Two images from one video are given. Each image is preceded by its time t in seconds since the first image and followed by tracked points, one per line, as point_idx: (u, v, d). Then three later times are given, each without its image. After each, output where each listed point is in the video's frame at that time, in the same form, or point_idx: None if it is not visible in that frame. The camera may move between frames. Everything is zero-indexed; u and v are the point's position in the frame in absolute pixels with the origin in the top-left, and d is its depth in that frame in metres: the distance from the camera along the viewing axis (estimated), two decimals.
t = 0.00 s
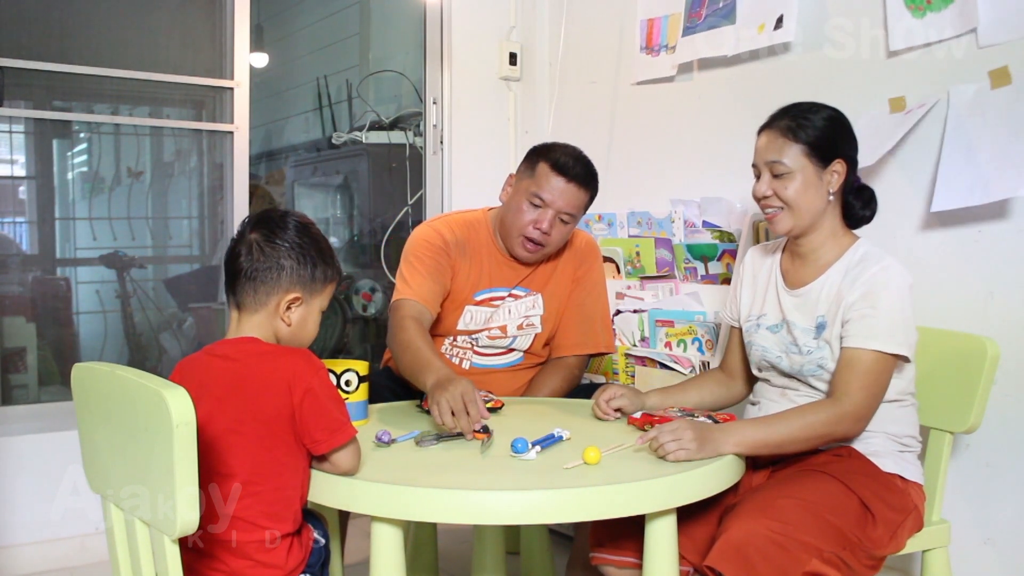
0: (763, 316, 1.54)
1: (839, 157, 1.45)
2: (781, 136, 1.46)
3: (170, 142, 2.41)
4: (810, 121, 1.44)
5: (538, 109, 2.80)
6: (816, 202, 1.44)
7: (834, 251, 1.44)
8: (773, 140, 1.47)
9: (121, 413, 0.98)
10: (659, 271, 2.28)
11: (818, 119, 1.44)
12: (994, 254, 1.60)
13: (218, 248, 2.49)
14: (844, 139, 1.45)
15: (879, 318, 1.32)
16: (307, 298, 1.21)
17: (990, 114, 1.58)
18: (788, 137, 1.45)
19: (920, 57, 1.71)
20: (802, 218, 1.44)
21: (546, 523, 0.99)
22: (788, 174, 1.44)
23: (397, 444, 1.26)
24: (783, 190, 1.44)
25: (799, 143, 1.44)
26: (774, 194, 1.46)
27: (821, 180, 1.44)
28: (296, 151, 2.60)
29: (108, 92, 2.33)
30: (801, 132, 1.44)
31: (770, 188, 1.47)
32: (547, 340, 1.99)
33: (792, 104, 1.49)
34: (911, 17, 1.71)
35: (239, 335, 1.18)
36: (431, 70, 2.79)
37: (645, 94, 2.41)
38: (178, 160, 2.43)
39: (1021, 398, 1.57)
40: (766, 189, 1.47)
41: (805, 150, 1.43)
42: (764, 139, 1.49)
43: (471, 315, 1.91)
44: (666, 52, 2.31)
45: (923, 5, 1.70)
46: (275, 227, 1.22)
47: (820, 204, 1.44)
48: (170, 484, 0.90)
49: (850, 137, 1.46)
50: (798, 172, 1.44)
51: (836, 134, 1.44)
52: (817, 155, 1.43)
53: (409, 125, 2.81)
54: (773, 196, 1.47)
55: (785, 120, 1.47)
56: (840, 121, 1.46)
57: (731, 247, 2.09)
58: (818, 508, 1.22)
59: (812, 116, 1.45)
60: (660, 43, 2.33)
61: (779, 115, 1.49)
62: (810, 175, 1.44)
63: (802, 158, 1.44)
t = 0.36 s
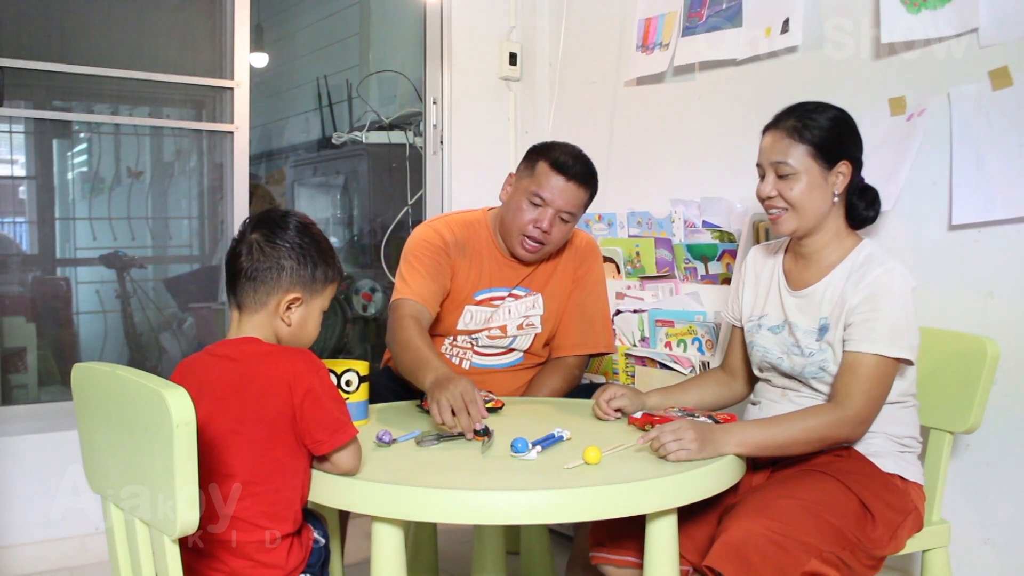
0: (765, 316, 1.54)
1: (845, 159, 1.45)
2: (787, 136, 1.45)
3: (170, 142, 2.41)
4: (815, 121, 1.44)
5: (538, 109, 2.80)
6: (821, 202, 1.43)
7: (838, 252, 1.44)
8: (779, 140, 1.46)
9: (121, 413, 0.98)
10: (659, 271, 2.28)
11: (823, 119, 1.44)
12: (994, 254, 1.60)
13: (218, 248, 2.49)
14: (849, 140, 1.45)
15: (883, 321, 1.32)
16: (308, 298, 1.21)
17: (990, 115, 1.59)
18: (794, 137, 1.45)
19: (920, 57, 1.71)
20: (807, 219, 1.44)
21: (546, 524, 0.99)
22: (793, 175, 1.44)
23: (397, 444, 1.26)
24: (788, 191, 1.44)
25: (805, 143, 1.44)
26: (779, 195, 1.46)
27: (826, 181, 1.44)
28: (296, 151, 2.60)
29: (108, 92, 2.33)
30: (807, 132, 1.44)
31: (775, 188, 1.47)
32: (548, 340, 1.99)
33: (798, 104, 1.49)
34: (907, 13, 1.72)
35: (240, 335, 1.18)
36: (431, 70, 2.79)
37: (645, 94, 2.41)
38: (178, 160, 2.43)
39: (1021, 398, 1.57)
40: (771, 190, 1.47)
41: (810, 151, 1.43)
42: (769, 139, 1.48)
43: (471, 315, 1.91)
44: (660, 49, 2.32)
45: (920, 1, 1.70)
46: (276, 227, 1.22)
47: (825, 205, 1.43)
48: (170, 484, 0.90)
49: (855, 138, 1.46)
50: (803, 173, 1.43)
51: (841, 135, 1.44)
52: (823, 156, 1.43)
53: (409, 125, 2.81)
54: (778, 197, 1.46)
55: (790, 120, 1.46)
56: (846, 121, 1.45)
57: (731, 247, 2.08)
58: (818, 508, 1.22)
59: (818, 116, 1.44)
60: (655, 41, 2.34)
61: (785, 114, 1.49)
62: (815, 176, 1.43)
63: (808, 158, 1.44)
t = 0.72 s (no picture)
0: (766, 316, 1.54)
1: (848, 158, 1.44)
2: (790, 136, 1.45)
3: (170, 142, 2.41)
4: (818, 121, 1.44)
5: (538, 109, 2.80)
6: (823, 202, 1.43)
7: (840, 251, 1.44)
8: (782, 139, 1.46)
9: (121, 413, 0.98)
10: (659, 271, 2.28)
11: (827, 119, 1.44)
12: (994, 254, 1.60)
13: (218, 248, 2.49)
14: (852, 140, 1.44)
15: (885, 322, 1.32)
16: (303, 297, 1.21)
17: (991, 115, 1.58)
18: (797, 136, 1.44)
19: (920, 58, 1.71)
20: (809, 219, 1.43)
21: (546, 524, 0.99)
22: (796, 174, 1.44)
23: (397, 444, 1.26)
24: (791, 190, 1.44)
25: (808, 143, 1.43)
26: (782, 195, 1.46)
27: (829, 181, 1.44)
28: (296, 151, 2.60)
29: (108, 92, 2.32)
30: (810, 131, 1.43)
31: (778, 187, 1.47)
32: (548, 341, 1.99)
33: (801, 104, 1.49)
34: (915, 18, 1.71)
35: (235, 335, 1.19)
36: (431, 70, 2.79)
37: (645, 94, 2.41)
38: (178, 160, 2.43)
39: (1021, 398, 1.57)
40: (774, 190, 1.47)
41: (813, 150, 1.43)
42: (772, 138, 1.48)
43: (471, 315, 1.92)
44: (664, 51, 2.32)
45: (927, 6, 1.69)
46: (271, 226, 1.22)
47: (827, 205, 1.43)
48: (170, 484, 0.90)
49: (859, 137, 1.46)
50: (806, 173, 1.43)
51: (844, 134, 1.43)
52: (826, 155, 1.43)
53: (409, 125, 2.81)
54: (780, 196, 1.46)
55: (794, 118, 1.46)
56: (849, 121, 1.45)
57: (731, 247, 2.08)
58: (819, 508, 1.22)
59: (820, 116, 1.44)
60: (659, 42, 2.34)
61: (788, 113, 1.48)
62: (818, 176, 1.43)
63: (811, 158, 1.43)
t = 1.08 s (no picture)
0: (766, 316, 1.54)
1: (847, 158, 1.44)
2: (790, 135, 1.45)
3: (170, 142, 2.41)
4: (818, 120, 1.44)
5: (538, 109, 2.80)
6: (823, 202, 1.43)
7: (840, 251, 1.44)
8: (781, 139, 1.46)
9: (121, 413, 0.98)
10: (659, 271, 2.28)
11: (827, 119, 1.44)
12: (994, 253, 1.60)
13: (218, 249, 2.49)
14: (851, 139, 1.44)
15: (884, 322, 1.32)
16: (304, 297, 1.21)
17: (991, 115, 1.58)
18: (797, 136, 1.44)
19: (920, 58, 1.71)
20: (807, 219, 1.43)
21: (545, 524, 0.99)
22: (795, 173, 1.44)
23: (397, 444, 1.26)
24: (790, 190, 1.44)
25: (807, 142, 1.44)
26: (781, 194, 1.46)
27: (829, 181, 1.44)
28: (296, 151, 2.60)
29: (108, 92, 2.33)
30: (810, 131, 1.44)
31: (777, 187, 1.47)
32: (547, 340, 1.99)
33: (801, 103, 1.49)
34: (915, 18, 1.71)
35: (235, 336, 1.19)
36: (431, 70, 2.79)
37: (645, 94, 2.41)
38: (178, 160, 2.43)
39: (1021, 397, 1.57)
40: (774, 189, 1.47)
41: (813, 149, 1.43)
42: (771, 138, 1.48)
43: (467, 314, 1.92)
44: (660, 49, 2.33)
45: (927, 6, 1.69)
46: (271, 225, 1.22)
47: (826, 205, 1.43)
48: (170, 484, 0.90)
49: (859, 137, 1.46)
50: (805, 172, 1.43)
51: (844, 134, 1.44)
52: (825, 154, 1.43)
53: (409, 125, 2.81)
54: (780, 196, 1.46)
55: (793, 118, 1.46)
56: (849, 120, 1.46)
57: (731, 247, 2.08)
58: (818, 508, 1.22)
59: (820, 116, 1.44)
60: (654, 40, 2.35)
61: (788, 113, 1.48)
62: (818, 175, 1.43)
63: (810, 157, 1.43)
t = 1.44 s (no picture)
0: (766, 317, 1.55)
1: (847, 158, 1.44)
2: (789, 134, 1.45)
3: (170, 142, 2.41)
4: (817, 120, 1.44)
5: (538, 109, 2.80)
6: (822, 201, 1.43)
7: (840, 250, 1.44)
8: (781, 138, 1.46)
9: (121, 413, 0.98)
10: (659, 271, 2.28)
11: (826, 119, 1.44)
12: (994, 253, 1.60)
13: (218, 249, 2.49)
14: (851, 139, 1.45)
15: (884, 323, 1.32)
16: (302, 289, 1.22)
17: (991, 115, 1.58)
18: (797, 135, 1.44)
19: (920, 58, 1.71)
20: (807, 218, 1.43)
21: (545, 524, 0.99)
22: (795, 172, 1.44)
23: (397, 444, 1.26)
24: (789, 190, 1.44)
25: (807, 141, 1.44)
26: (779, 194, 1.46)
27: (828, 180, 1.43)
28: (296, 151, 2.60)
29: (108, 92, 2.33)
30: (809, 130, 1.44)
31: (776, 186, 1.47)
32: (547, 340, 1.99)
33: (801, 104, 1.49)
34: (914, 17, 1.71)
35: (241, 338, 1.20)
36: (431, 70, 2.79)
37: (645, 94, 2.41)
38: (178, 160, 2.43)
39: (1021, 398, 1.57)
40: (773, 188, 1.46)
41: (813, 149, 1.43)
42: (771, 138, 1.48)
43: (467, 311, 1.92)
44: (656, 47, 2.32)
45: (927, 6, 1.69)
46: (245, 231, 1.19)
47: (825, 204, 1.43)
48: (169, 484, 0.90)
49: (858, 137, 1.46)
50: (804, 171, 1.43)
51: (844, 134, 1.44)
52: (825, 153, 1.43)
53: (409, 125, 2.81)
54: (779, 195, 1.46)
55: (793, 118, 1.46)
56: (849, 120, 1.46)
57: (731, 247, 2.08)
58: (819, 509, 1.22)
59: (820, 116, 1.44)
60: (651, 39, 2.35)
61: (787, 113, 1.48)
62: (818, 174, 1.43)
63: (810, 156, 1.43)
